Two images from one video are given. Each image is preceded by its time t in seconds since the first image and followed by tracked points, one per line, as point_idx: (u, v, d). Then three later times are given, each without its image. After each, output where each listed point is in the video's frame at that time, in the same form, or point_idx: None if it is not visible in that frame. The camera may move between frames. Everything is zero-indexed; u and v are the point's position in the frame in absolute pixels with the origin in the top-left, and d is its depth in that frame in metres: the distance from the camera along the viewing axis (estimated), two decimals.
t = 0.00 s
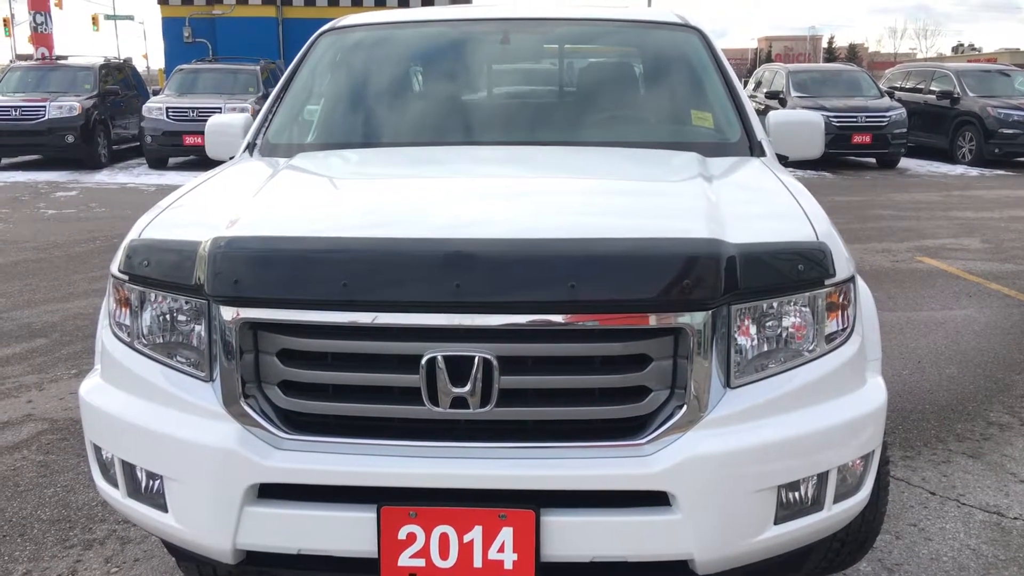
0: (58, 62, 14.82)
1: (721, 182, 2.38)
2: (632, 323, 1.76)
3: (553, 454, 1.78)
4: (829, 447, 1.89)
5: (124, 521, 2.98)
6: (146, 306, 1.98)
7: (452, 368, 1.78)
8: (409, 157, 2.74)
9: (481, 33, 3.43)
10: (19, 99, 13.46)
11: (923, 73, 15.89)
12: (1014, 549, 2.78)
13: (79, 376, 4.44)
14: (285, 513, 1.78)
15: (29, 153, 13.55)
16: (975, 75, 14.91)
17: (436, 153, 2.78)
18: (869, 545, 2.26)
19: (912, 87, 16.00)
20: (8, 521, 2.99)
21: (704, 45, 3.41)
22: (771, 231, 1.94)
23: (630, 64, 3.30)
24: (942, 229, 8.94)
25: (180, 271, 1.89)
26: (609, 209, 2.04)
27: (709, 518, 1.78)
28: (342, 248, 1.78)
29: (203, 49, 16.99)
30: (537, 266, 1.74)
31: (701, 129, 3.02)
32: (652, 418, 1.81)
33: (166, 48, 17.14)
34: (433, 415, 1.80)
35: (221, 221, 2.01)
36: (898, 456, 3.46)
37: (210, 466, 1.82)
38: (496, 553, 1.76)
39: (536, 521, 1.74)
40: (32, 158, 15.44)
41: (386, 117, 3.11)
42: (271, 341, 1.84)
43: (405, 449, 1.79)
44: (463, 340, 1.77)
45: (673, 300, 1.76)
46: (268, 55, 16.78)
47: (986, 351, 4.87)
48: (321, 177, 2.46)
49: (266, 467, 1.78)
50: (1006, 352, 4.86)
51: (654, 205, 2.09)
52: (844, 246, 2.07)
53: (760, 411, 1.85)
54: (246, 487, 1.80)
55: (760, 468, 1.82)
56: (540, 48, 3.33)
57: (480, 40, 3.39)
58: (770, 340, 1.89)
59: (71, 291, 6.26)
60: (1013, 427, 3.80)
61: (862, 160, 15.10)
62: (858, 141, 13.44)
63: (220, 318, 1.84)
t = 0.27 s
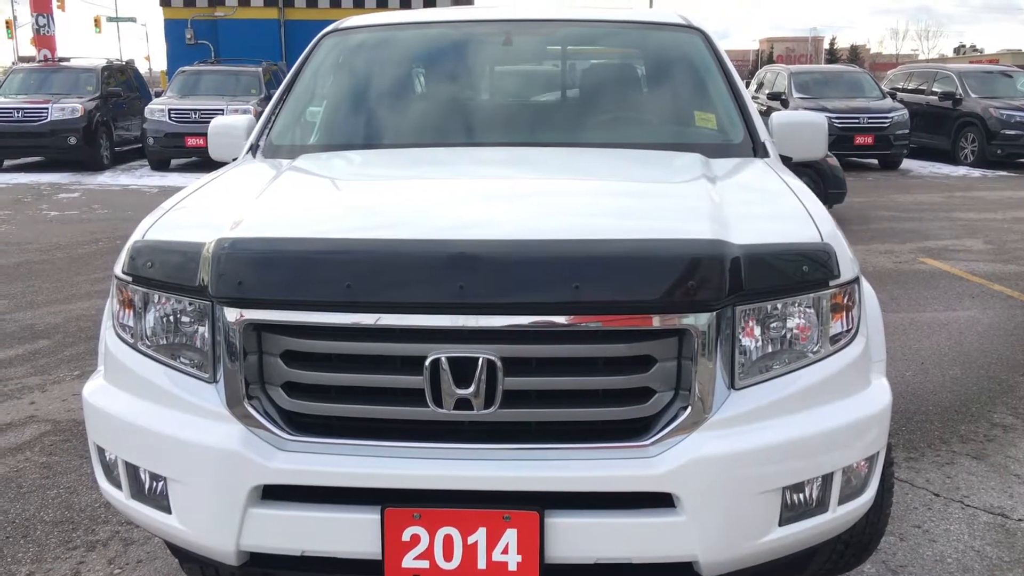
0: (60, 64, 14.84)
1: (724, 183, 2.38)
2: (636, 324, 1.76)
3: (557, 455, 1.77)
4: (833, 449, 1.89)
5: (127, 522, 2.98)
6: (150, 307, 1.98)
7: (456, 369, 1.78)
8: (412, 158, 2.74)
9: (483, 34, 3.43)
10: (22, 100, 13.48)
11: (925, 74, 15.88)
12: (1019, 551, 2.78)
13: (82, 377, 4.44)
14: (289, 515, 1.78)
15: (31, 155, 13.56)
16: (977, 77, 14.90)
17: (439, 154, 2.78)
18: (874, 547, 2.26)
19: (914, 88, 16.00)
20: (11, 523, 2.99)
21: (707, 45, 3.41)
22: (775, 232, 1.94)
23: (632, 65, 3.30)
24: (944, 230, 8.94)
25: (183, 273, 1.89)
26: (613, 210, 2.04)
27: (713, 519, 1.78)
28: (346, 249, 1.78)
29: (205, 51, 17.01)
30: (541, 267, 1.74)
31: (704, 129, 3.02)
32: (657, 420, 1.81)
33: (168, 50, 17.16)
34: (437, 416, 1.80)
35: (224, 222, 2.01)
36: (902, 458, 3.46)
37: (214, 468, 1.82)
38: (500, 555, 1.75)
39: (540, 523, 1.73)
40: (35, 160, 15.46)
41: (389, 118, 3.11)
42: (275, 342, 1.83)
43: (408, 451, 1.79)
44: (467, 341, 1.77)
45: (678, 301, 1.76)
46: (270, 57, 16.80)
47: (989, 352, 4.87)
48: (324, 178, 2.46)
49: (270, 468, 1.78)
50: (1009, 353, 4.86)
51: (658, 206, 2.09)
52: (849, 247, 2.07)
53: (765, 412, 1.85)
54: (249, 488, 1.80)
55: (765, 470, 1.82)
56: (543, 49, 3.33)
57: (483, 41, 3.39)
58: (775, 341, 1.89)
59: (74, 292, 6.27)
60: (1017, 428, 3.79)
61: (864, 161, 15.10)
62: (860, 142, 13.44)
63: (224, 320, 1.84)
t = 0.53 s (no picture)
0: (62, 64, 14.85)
1: (726, 184, 2.37)
2: (637, 325, 1.75)
3: (558, 456, 1.77)
4: (836, 451, 1.88)
5: (128, 523, 2.97)
6: (150, 308, 1.98)
7: (457, 370, 1.77)
8: (413, 158, 2.73)
9: (484, 35, 3.42)
10: (23, 101, 13.49)
11: (926, 75, 15.87)
12: (1021, 553, 2.77)
13: (83, 377, 4.44)
14: (289, 516, 1.78)
15: (32, 156, 13.57)
16: (979, 78, 14.89)
17: (440, 155, 2.78)
18: (876, 548, 2.25)
19: (916, 89, 15.99)
20: (12, 523, 2.98)
21: (709, 46, 3.41)
22: (777, 233, 1.93)
23: (633, 66, 3.30)
24: (946, 231, 8.93)
25: (183, 273, 1.89)
26: (614, 211, 2.03)
27: (715, 521, 1.77)
28: (346, 249, 1.78)
29: (206, 52, 17.03)
30: (542, 268, 1.73)
31: (706, 130, 3.01)
32: (659, 420, 1.80)
33: (170, 50, 17.17)
34: (438, 417, 1.79)
35: (225, 223, 2.01)
36: (903, 459, 3.45)
37: (214, 469, 1.82)
38: (501, 557, 1.75)
39: (542, 524, 1.73)
40: (36, 160, 15.46)
41: (390, 119, 3.11)
42: (276, 343, 1.83)
43: (409, 452, 1.79)
44: (468, 342, 1.76)
45: (680, 302, 1.75)
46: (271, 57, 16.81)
47: (991, 353, 4.86)
48: (324, 178, 2.45)
49: (270, 469, 1.78)
50: (1010, 354, 4.85)
51: (659, 206, 2.08)
52: (851, 248, 2.06)
53: (766, 414, 1.84)
54: (250, 489, 1.79)
55: (766, 472, 1.81)
56: (544, 50, 3.33)
57: (484, 41, 3.39)
58: (777, 342, 1.89)
59: (74, 293, 6.26)
60: (1019, 429, 3.78)
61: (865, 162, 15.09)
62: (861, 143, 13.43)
63: (225, 320, 1.83)
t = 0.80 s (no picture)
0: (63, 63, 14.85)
1: (728, 182, 2.37)
2: (639, 323, 1.75)
3: (560, 454, 1.76)
4: (838, 450, 1.87)
5: (129, 521, 2.97)
6: (151, 305, 1.98)
7: (459, 368, 1.77)
8: (414, 156, 2.73)
9: (485, 32, 3.41)
10: (24, 99, 13.48)
11: (928, 74, 15.85)
12: None
13: (84, 376, 4.44)
14: (290, 514, 1.77)
15: (34, 154, 13.56)
16: (980, 77, 14.87)
17: (441, 153, 2.77)
18: (879, 548, 2.24)
19: (917, 88, 15.98)
20: (12, 521, 2.98)
21: (711, 44, 3.40)
22: (780, 231, 1.92)
23: (635, 64, 3.29)
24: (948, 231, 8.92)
25: (184, 271, 1.88)
26: (616, 209, 2.02)
27: (718, 520, 1.77)
28: (348, 247, 1.77)
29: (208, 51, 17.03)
30: (544, 265, 1.73)
31: (708, 128, 3.01)
32: (661, 419, 1.80)
33: (171, 49, 17.17)
34: (439, 415, 1.79)
35: (226, 220, 2.00)
36: (906, 458, 3.44)
37: (215, 466, 1.81)
38: (503, 555, 1.74)
39: (543, 523, 1.72)
40: (37, 159, 15.46)
41: (391, 117, 3.10)
42: (277, 340, 1.82)
43: (410, 450, 1.78)
44: (469, 339, 1.76)
45: (682, 300, 1.74)
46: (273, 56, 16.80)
47: (994, 352, 4.85)
48: (325, 176, 2.45)
49: (271, 467, 1.77)
50: (1012, 353, 4.84)
51: (661, 204, 2.07)
52: (855, 246, 2.05)
53: (768, 412, 1.83)
54: (251, 487, 1.78)
55: (769, 471, 1.80)
56: (546, 48, 3.32)
57: (485, 39, 3.38)
58: (780, 340, 1.88)
59: (74, 291, 6.26)
60: (1021, 429, 3.77)
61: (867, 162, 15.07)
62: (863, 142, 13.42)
63: (225, 318, 1.83)
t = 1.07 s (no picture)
0: (65, 61, 14.86)
1: (730, 181, 2.37)
2: (640, 322, 1.75)
3: (562, 453, 1.77)
4: (838, 449, 1.88)
5: (131, 520, 2.97)
6: (153, 304, 1.98)
7: (460, 367, 1.77)
8: (416, 155, 2.73)
9: (487, 32, 3.41)
10: (26, 98, 13.50)
11: (930, 73, 15.84)
12: None
13: (85, 374, 4.44)
14: (291, 512, 1.77)
15: (36, 153, 13.58)
16: (982, 77, 14.85)
17: (442, 152, 2.77)
18: (880, 547, 2.25)
19: (919, 88, 15.96)
20: (14, 519, 2.99)
21: (713, 43, 3.40)
22: (781, 230, 1.92)
23: (637, 63, 3.29)
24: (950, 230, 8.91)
25: (186, 270, 1.89)
26: (618, 208, 2.03)
27: (718, 519, 1.77)
28: (350, 246, 1.77)
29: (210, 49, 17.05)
30: (545, 264, 1.73)
31: (709, 127, 3.01)
32: (662, 418, 1.80)
33: (173, 48, 17.19)
34: (440, 414, 1.79)
35: (228, 219, 2.00)
36: (907, 458, 3.44)
37: (217, 465, 1.81)
38: (504, 554, 1.75)
39: (544, 522, 1.72)
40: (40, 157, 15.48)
41: (393, 116, 3.10)
42: (278, 339, 1.83)
43: (412, 449, 1.78)
44: (471, 339, 1.76)
45: (684, 300, 1.75)
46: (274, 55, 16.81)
47: (995, 352, 4.85)
48: (327, 175, 2.45)
49: (273, 465, 1.77)
50: (1014, 353, 4.83)
51: (663, 204, 2.08)
52: (856, 246, 2.05)
53: (769, 412, 1.84)
54: (253, 486, 1.79)
55: (769, 470, 1.80)
56: (548, 47, 3.32)
57: (487, 39, 3.38)
58: (781, 340, 1.88)
59: (76, 290, 6.26)
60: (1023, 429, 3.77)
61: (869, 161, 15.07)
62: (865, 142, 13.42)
63: (227, 317, 1.83)
